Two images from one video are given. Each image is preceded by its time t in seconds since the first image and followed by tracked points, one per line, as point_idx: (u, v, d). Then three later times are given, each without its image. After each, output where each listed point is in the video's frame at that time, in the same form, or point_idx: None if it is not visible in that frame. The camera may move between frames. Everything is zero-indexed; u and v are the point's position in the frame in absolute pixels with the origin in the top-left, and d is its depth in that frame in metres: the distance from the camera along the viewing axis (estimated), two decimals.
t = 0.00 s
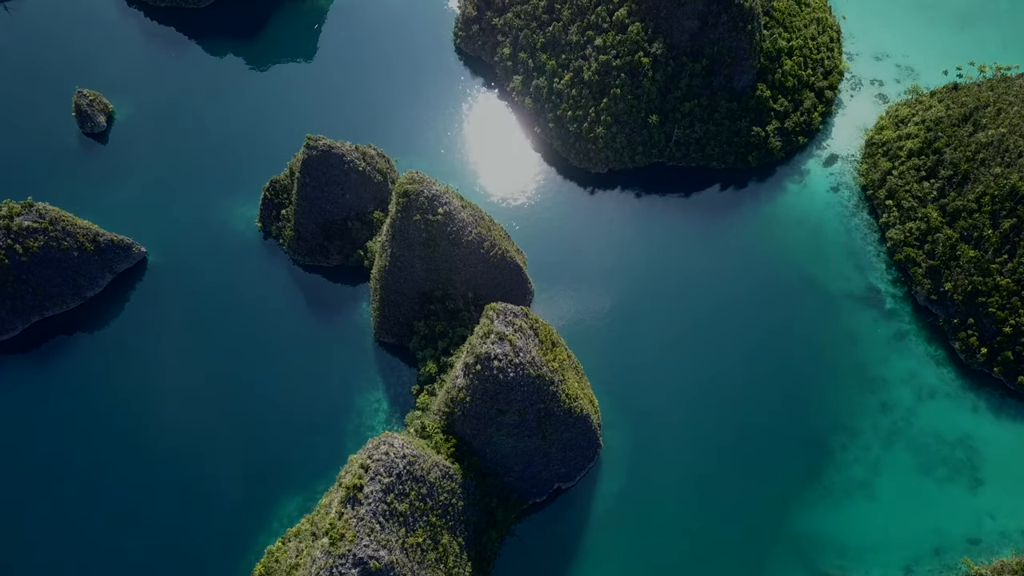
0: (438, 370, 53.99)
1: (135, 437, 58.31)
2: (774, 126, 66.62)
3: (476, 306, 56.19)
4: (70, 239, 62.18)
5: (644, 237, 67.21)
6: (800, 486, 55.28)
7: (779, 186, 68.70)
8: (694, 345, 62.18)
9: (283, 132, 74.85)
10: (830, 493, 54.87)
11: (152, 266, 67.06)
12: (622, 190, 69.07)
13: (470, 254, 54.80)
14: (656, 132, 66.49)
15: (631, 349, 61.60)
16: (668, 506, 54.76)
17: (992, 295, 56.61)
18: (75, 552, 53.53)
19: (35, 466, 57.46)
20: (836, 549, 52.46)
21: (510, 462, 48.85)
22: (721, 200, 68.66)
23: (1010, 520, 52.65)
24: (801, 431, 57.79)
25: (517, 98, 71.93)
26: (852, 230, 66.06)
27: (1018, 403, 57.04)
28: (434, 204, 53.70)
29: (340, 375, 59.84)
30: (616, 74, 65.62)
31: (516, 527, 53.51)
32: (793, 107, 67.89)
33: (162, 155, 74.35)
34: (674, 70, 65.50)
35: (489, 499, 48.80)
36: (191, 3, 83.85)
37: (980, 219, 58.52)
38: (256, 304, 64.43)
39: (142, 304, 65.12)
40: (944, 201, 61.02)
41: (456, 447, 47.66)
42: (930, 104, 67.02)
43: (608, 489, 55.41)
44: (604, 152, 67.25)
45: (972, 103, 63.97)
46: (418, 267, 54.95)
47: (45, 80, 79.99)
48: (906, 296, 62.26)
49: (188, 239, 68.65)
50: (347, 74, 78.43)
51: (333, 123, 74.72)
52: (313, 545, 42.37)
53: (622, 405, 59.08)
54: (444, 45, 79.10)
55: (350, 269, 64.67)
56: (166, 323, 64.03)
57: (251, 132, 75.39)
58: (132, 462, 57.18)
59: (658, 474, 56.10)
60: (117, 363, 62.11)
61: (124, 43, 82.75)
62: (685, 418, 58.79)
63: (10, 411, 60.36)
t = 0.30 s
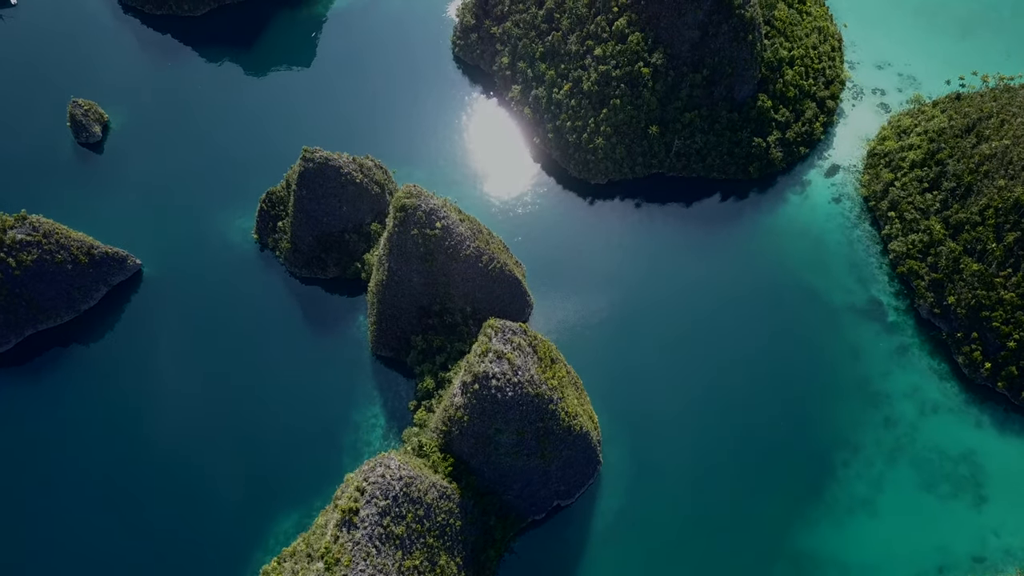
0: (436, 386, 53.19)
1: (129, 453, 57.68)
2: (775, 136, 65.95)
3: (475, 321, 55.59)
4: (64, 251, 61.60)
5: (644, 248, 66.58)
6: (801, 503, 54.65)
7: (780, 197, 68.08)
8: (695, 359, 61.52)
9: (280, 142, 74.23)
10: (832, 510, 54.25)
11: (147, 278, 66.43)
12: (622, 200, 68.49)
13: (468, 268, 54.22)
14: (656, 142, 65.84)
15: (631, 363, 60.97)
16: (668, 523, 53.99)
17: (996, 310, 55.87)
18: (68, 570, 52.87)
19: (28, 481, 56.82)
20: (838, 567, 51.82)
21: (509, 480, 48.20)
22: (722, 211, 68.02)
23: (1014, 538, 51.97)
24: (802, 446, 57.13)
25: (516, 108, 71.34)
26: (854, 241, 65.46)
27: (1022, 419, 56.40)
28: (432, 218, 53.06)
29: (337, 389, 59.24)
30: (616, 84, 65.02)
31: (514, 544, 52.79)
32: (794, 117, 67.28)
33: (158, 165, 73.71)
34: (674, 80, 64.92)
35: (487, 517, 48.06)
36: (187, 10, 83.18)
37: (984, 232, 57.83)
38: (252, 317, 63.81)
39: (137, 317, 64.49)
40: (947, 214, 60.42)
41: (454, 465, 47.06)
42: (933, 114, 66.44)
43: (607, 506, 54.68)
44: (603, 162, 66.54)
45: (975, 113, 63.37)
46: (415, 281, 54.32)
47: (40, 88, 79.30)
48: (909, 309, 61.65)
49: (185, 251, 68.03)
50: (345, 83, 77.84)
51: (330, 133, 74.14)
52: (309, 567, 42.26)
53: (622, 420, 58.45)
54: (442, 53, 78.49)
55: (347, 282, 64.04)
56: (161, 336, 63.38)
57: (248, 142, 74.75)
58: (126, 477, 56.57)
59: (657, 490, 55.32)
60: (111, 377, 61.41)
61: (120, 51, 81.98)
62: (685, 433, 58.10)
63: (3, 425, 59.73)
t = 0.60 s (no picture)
0: (433, 402, 52.46)
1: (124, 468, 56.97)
2: (776, 147, 65.32)
3: (473, 335, 54.98)
4: (58, 264, 61.07)
5: (645, 260, 65.95)
6: (804, 519, 53.88)
7: (782, 207, 67.45)
8: (696, 372, 60.80)
9: (277, 151, 73.62)
10: (835, 526, 53.54)
11: (142, 290, 65.76)
12: (622, 211, 67.91)
13: (466, 282, 53.62)
14: (656, 153, 65.18)
15: (631, 376, 60.26)
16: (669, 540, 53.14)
17: (1000, 323, 55.31)
18: None
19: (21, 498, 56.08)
20: None
21: (508, 498, 47.55)
22: (723, 222, 67.39)
23: (1018, 556, 51.40)
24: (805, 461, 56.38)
25: (515, 117, 70.76)
26: (856, 253, 64.84)
27: None
28: (430, 232, 52.45)
29: (334, 403, 58.60)
30: (616, 94, 64.37)
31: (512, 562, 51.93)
32: (796, 126, 66.65)
33: (154, 175, 73.05)
34: (675, 90, 64.38)
35: (485, 536, 47.33)
36: (184, 18, 82.27)
37: (988, 245, 57.30)
38: (248, 330, 63.14)
39: (131, 329, 63.82)
40: (951, 226, 59.82)
41: (452, 485, 46.42)
42: (936, 124, 65.88)
43: (607, 523, 53.82)
44: (603, 172, 65.79)
45: (979, 124, 62.79)
46: (413, 296, 53.67)
47: (34, 96, 78.49)
48: (912, 322, 61.04)
49: (181, 263, 67.34)
50: (342, 92, 77.26)
51: (328, 143, 73.48)
52: None
53: (622, 435, 57.60)
54: (440, 61, 77.87)
55: (344, 294, 63.39)
56: (156, 349, 62.69)
57: (244, 152, 74.06)
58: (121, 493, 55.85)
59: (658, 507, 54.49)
60: (106, 391, 60.72)
61: (115, 58, 81.15)
62: (686, 448, 57.30)
63: None
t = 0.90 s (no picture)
0: (431, 418, 51.79)
1: (118, 484, 56.31)
2: (777, 157, 64.71)
3: (471, 349, 54.38)
4: (52, 278, 60.56)
5: (645, 271, 65.33)
6: (807, 535, 53.08)
7: (783, 218, 66.88)
8: (697, 386, 60.09)
9: (274, 161, 73.03)
10: (838, 543, 52.81)
11: (137, 302, 65.12)
12: (622, 221, 67.34)
13: (464, 297, 53.04)
14: (656, 164, 64.54)
15: (632, 390, 59.58)
16: (670, 558, 52.33)
17: (1004, 337, 54.71)
18: None
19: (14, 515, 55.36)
20: None
21: (507, 517, 46.86)
22: (724, 233, 66.80)
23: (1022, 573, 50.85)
24: (807, 477, 55.66)
25: (514, 127, 70.21)
26: (858, 264, 64.26)
27: None
28: (427, 247, 51.90)
29: (331, 418, 57.96)
30: (615, 105, 63.84)
31: None
32: (797, 136, 66.02)
33: (149, 185, 72.41)
34: (675, 101, 63.84)
35: (483, 555, 46.65)
36: (180, 26, 81.46)
37: (991, 258, 56.78)
38: (244, 343, 62.50)
39: (126, 342, 63.18)
40: (954, 238, 59.29)
41: (449, 504, 45.82)
42: (938, 134, 65.35)
43: (607, 540, 52.98)
44: (603, 183, 65.10)
45: (982, 134, 62.25)
46: (410, 310, 53.06)
47: (29, 105, 77.77)
48: (915, 335, 60.46)
49: (176, 274, 66.66)
50: (340, 100, 76.67)
51: (325, 153, 72.87)
52: None
53: (623, 450, 56.79)
54: (439, 69, 77.28)
55: (341, 306, 62.77)
56: (151, 363, 62.04)
57: (241, 162, 73.42)
58: (115, 509, 55.19)
59: (659, 524, 53.69)
60: (100, 405, 60.13)
61: (110, 67, 80.42)
62: (687, 463, 56.50)
63: None
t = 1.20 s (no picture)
0: (428, 434, 51.19)
1: (112, 500, 55.67)
2: (779, 167, 64.02)
3: (469, 363, 53.80)
4: (45, 291, 59.94)
5: (645, 283, 64.71)
6: (808, 553, 52.43)
7: (784, 229, 66.31)
8: (698, 399, 59.47)
9: (271, 170, 72.40)
10: (840, 560, 52.16)
11: (132, 314, 64.48)
12: (622, 231, 66.78)
13: (462, 312, 52.42)
14: (656, 174, 63.90)
15: (632, 404, 58.96)
16: None
17: (1008, 352, 54.09)
18: None
19: (6, 531, 54.71)
20: None
21: (505, 537, 46.22)
22: (724, 243, 66.19)
23: None
24: (809, 492, 55.06)
25: (513, 136, 69.56)
26: (860, 275, 63.69)
27: None
28: (425, 261, 51.26)
29: (328, 433, 57.36)
30: (615, 115, 63.16)
31: None
32: (799, 146, 65.42)
33: (145, 195, 71.71)
34: (675, 110, 63.20)
35: None
36: (176, 33, 80.48)
37: (995, 271, 56.16)
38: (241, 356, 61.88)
39: (121, 355, 62.54)
40: (957, 250, 58.70)
41: (447, 524, 45.21)
42: (941, 144, 64.76)
43: (607, 558, 52.32)
44: (602, 194, 64.43)
45: (985, 145, 61.63)
46: (407, 325, 52.44)
47: (23, 114, 77.07)
48: (918, 348, 59.90)
49: (171, 286, 65.99)
50: (338, 109, 76.02)
51: (322, 162, 72.26)
52: None
53: (623, 465, 56.20)
54: (437, 77, 76.66)
55: (338, 319, 62.16)
56: (146, 377, 61.39)
57: (237, 171, 72.71)
58: (108, 526, 54.56)
59: (659, 541, 53.04)
60: (95, 420, 59.53)
61: (105, 74, 79.67)
62: (687, 478, 55.87)
63: None
